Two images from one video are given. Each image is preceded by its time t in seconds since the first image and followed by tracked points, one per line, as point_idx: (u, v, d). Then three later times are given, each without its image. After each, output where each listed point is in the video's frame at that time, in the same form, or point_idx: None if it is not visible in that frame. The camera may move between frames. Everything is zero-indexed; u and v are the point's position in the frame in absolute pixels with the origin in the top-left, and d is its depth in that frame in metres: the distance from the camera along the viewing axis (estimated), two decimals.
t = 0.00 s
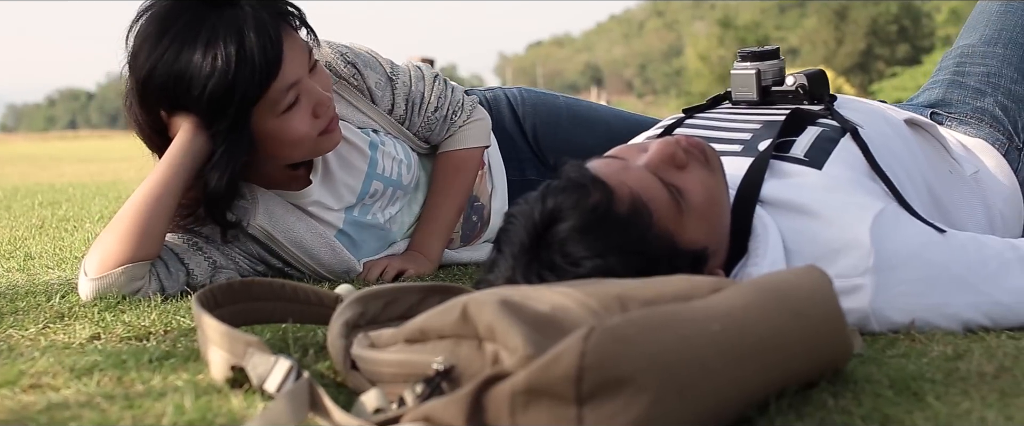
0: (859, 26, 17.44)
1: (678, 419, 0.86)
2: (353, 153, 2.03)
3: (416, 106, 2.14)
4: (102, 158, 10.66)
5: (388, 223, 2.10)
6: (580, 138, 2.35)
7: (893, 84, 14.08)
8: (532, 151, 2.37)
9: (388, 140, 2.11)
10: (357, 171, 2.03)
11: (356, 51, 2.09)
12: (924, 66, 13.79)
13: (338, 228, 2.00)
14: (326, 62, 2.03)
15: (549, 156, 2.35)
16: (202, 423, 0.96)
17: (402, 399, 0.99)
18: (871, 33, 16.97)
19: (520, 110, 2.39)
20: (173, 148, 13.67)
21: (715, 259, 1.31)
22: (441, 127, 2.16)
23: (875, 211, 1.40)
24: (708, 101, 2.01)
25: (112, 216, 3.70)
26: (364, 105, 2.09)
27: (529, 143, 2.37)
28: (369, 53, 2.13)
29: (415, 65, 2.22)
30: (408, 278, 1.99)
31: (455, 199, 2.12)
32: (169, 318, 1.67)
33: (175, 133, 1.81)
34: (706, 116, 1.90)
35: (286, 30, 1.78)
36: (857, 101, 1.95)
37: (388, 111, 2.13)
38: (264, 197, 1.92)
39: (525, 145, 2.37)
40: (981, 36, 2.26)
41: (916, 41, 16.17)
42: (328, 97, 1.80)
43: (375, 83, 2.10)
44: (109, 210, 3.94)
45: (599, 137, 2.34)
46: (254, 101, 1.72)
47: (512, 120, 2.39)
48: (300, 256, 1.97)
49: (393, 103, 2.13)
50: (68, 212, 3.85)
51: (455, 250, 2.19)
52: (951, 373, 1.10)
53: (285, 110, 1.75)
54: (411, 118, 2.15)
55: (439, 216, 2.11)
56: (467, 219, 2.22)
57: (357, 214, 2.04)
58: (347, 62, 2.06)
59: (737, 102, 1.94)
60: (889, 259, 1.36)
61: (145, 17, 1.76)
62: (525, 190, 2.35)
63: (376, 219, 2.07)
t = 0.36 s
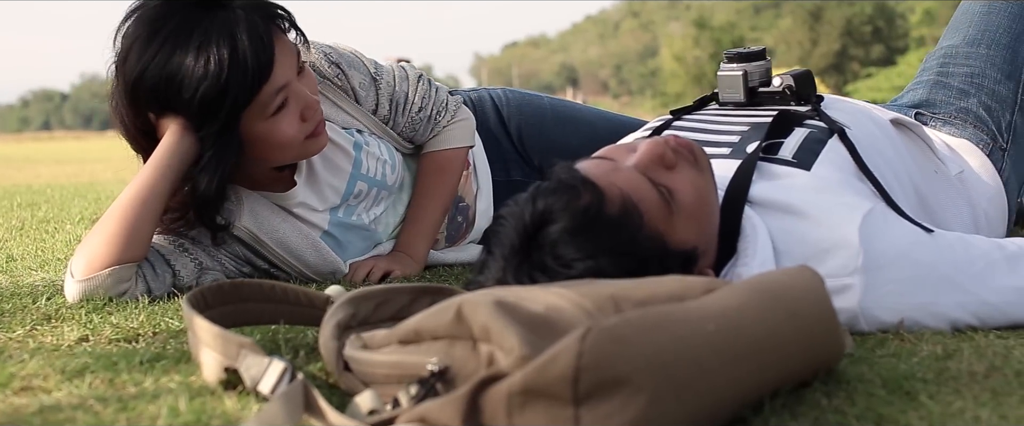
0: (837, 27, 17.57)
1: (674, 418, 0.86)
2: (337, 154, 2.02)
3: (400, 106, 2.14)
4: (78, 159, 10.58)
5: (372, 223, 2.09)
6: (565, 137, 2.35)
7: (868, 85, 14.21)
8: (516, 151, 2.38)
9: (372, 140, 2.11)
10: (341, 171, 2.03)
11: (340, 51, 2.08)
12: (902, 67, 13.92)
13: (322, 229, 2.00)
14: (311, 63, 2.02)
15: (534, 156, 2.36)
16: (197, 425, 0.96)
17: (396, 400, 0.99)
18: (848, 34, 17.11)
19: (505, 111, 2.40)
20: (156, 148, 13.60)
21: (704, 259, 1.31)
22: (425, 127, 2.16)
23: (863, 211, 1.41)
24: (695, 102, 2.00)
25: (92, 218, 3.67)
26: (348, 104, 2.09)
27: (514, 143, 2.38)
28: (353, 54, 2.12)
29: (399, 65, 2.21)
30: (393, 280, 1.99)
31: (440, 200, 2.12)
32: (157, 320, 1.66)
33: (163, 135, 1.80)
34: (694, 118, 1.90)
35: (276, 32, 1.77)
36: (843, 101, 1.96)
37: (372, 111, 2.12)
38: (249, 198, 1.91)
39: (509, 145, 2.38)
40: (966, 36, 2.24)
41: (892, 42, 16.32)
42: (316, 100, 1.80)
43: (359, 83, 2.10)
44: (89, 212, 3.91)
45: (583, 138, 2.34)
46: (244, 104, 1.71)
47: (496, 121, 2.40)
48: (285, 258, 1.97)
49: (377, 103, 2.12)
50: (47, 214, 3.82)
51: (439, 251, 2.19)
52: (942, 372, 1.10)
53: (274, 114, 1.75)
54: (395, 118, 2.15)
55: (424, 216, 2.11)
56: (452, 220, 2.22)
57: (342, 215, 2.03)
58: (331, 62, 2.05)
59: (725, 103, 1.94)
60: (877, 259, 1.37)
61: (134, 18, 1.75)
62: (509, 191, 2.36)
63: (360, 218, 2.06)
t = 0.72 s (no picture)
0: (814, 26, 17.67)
1: (674, 416, 0.87)
2: (321, 152, 2.02)
3: (384, 104, 2.14)
4: (64, 158, 10.53)
5: (359, 222, 2.10)
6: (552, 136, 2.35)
7: (846, 84, 14.32)
8: (503, 150, 2.37)
9: (357, 137, 2.10)
10: (326, 169, 2.02)
11: (323, 49, 2.08)
12: (879, 66, 14.02)
13: (310, 227, 2.00)
14: (294, 61, 2.02)
15: (520, 154, 2.35)
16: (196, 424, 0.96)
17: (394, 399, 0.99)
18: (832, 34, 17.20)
19: (492, 110, 2.40)
20: (143, 147, 13.55)
21: (697, 256, 1.31)
22: (409, 125, 2.16)
23: (855, 210, 1.41)
24: (685, 101, 2.01)
25: (76, 217, 3.65)
26: (332, 102, 2.09)
27: (501, 142, 2.37)
28: (337, 52, 2.12)
29: (384, 62, 2.22)
30: (383, 279, 1.99)
31: (427, 198, 2.12)
32: (149, 320, 1.65)
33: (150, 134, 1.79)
34: (684, 117, 1.90)
35: (261, 29, 1.77)
36: (833, 101, 1.96)
37: (356, 109, 2.12)
38: (236, 197, 1.91)
39: (496, 144, 2.38)
40: (952, 35, 2.25)
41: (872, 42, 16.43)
42: (301, 96, 1.80)
43: (343, 81, 2.09)
44: (72, 212, 3.88)
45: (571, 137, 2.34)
46: (230, 101, 1.71)
47: (483, 120, 2.40)
48: (274, 257, 1.96)
49: (360, 101, 2.12)
50: (31, 214, 3.80)
51: (428, 249, 2.19)
52: (937, 370, 1.11)
53: (260, 111, 1.75)
54: (379, 115, 2.15)
55: (413, 215, 2.11)
56: (441, 219, 2.22)
57: (328, 213, 2.03)
58: (314, 60, 2.05)
59: (715, 103, 1.94)
60: (869, 256, 1.38)
61: (117, 17, 1.74)
62: (498, 191, 2.35)
63: (346, 216, 2.06)
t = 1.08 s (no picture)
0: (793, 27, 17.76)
1: (674, 416, 0.87)
2: (314, 153, 2.01)
3: (376, 105, 2.13)
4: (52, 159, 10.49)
5: (351, 223, 2.10)
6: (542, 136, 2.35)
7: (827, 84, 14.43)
8: (493, 149, 2.38)
9: (349, 138, 2.10)
10: (318, 170, 2.02)
11: (315, 49, 2.07)
12: (858, 66, 14.13)
13: (302, 228, 1.99)
14: (287, 62, 2.01)
15: (510, 154, 2.36)
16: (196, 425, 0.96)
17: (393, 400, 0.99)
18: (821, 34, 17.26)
19: (483, 110, 2.40)
20: (132, 148, 13.50)
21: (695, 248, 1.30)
22: (401, 126, 2.16)
23: (847, 212, 1.41)
24: (676, 101, 2.00)
25: (61, 218, 3.63)
26: (324, 103, 2.08)
27: (491, 142, 2.38)
28: (330, 51, 2.10)
29: (375, 61, 2.20)
30: (374, 279, 1.99)
31: (418, 200, 2.13)
32: (143, 321, 1.65)
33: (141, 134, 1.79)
34: (677, 117, 1.89)
35: (253, 29, 1.77)
36: (825, 102, 1.96)
37: (348, 109, 2.12)
38: (227, 196, 1.90)
39: (486, 143, 2.38)
40: (942, 36, 2.27)
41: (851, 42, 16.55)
42: (293, 97, 1.80)
43: (335, 82, 2.08)
44: (57, 212, 3.86)
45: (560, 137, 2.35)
46: (222, 101, 1.70)
47: (474, 120, 2.40)
48: (265, 257, 1.96)
49: (352, 102, 2.12)
50: (18, 214, 3.79)
51: (419, 250, 2.19)
52: (932, 368, 1.11)
53: (252, 111, 1.74)
54: (371, 117, 2.14)
55: (404, 216, 2.12)
56: (430, 218, 2.23)
57: (319, 214, 2.03)
58: (306, 61, 2.03)
59: (707, 102, 1.95)
60: (863, 257, 1.37)
61: (108, 18, 1.74)
62: (487, 190, 2.36)
63: (337, 217, 2.07)
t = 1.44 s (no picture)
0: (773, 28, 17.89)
1: (673, 416, 0.88)
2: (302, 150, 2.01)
3: (362, 104, 2.13)
4: (38, 159, 10.45)
5: (340, 222, 2.10)
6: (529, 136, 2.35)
7: (812, 85, 14.48)
8: (481, 151, 2.37)
9: (336, 137, 2.09)
10: (305, 169, 2.01)
11: (302, 48, 2.07)
12: (839, 66, 14.19)
13: (291, 228, 1.99)
14: (274, 61, 2.01)
15: (498, 154, 2.36)
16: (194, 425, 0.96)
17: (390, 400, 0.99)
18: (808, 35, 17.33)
19: (470, 110, 2.40)
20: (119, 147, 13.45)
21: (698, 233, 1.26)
22: (388, 125, 2.16)
23: (840, 213, 1.41)
24: (667, 102, 2.00)
25: (45, 218, 3.60)
26: (311, 102, 2.07)
27: (479, 142, 2.37)
28: (316, 51, 2.11)
29: (362, 60, 2.20)
30: (365, 280, 1.99)
31: (407, 198, 2.13)
32: (135, 322, 1.64)
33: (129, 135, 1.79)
34: (667, 117, 1.88)
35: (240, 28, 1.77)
36: (815, 101, 1.96)
37: (335, 108, 2.11)
38: (216, 196, 1.90)
39: (474, 144, 2.38)
40: (930, 36, 2.28)
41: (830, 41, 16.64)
42: (282, 95, 1.80)
43: (321, 81, 2.08)
44: (42, 212, 3.84)
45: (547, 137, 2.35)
46: (210, 101, 1.70)
47: (462, 121, 2.40)
48: (255, 257, 1.96)
49: (339, 101, 2.11)
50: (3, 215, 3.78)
51: (408, 250, 2.20)
52: (926, 368, 1.12)
53: (241, 110, 1.74)
54: (357, 115, 2.14)
55: (393, 215, 2.12)
56: (419, 218, 2.23)
57: (308, 213, 2.02)
58: (293, 59, 2.03)
59: (696, 103, 1.94)
60: (855, 258, 1.38)
61: (95, 19, 1.73)
62: (475, 190, 2.35)
63: (326, 216, 2.06)
